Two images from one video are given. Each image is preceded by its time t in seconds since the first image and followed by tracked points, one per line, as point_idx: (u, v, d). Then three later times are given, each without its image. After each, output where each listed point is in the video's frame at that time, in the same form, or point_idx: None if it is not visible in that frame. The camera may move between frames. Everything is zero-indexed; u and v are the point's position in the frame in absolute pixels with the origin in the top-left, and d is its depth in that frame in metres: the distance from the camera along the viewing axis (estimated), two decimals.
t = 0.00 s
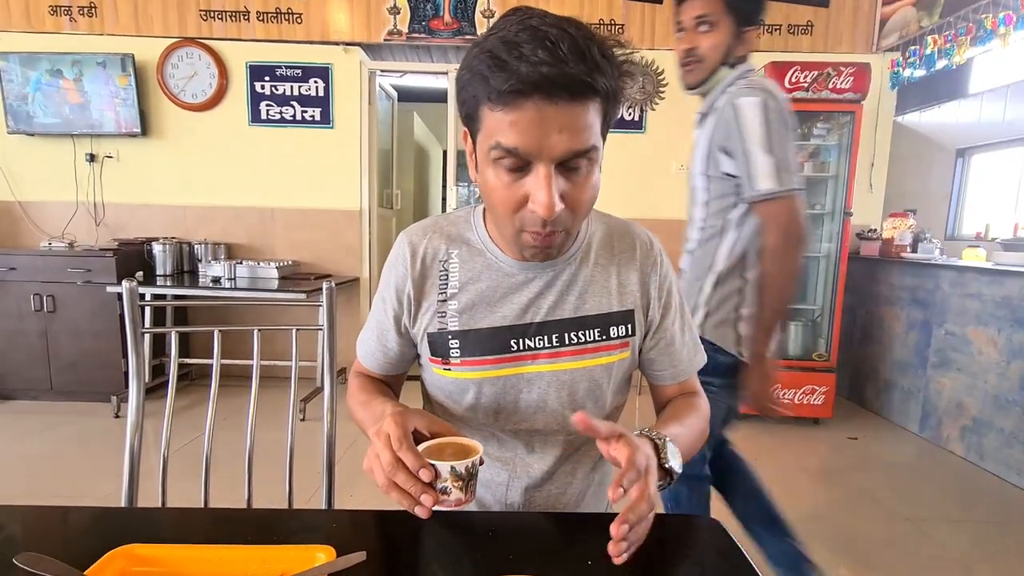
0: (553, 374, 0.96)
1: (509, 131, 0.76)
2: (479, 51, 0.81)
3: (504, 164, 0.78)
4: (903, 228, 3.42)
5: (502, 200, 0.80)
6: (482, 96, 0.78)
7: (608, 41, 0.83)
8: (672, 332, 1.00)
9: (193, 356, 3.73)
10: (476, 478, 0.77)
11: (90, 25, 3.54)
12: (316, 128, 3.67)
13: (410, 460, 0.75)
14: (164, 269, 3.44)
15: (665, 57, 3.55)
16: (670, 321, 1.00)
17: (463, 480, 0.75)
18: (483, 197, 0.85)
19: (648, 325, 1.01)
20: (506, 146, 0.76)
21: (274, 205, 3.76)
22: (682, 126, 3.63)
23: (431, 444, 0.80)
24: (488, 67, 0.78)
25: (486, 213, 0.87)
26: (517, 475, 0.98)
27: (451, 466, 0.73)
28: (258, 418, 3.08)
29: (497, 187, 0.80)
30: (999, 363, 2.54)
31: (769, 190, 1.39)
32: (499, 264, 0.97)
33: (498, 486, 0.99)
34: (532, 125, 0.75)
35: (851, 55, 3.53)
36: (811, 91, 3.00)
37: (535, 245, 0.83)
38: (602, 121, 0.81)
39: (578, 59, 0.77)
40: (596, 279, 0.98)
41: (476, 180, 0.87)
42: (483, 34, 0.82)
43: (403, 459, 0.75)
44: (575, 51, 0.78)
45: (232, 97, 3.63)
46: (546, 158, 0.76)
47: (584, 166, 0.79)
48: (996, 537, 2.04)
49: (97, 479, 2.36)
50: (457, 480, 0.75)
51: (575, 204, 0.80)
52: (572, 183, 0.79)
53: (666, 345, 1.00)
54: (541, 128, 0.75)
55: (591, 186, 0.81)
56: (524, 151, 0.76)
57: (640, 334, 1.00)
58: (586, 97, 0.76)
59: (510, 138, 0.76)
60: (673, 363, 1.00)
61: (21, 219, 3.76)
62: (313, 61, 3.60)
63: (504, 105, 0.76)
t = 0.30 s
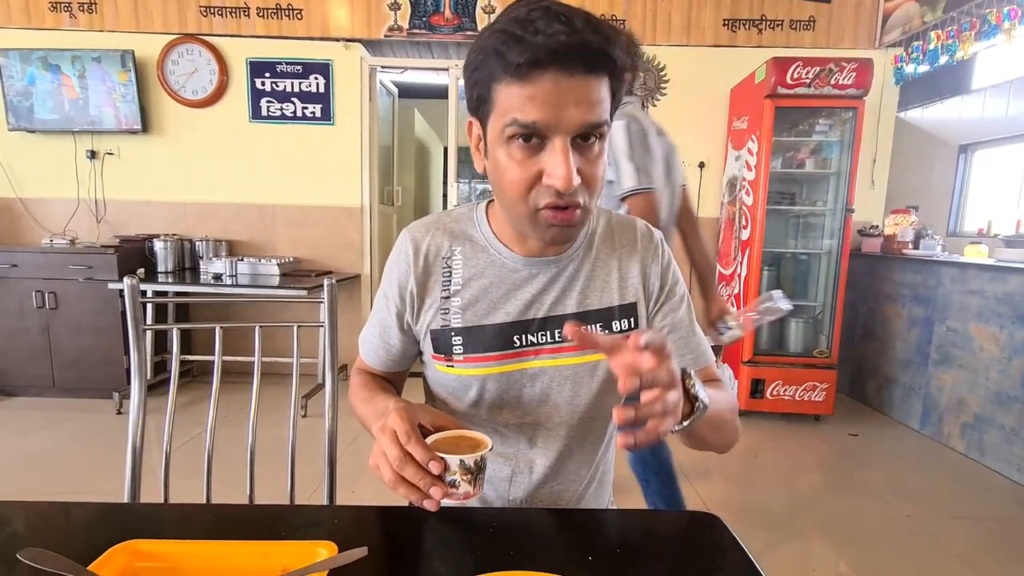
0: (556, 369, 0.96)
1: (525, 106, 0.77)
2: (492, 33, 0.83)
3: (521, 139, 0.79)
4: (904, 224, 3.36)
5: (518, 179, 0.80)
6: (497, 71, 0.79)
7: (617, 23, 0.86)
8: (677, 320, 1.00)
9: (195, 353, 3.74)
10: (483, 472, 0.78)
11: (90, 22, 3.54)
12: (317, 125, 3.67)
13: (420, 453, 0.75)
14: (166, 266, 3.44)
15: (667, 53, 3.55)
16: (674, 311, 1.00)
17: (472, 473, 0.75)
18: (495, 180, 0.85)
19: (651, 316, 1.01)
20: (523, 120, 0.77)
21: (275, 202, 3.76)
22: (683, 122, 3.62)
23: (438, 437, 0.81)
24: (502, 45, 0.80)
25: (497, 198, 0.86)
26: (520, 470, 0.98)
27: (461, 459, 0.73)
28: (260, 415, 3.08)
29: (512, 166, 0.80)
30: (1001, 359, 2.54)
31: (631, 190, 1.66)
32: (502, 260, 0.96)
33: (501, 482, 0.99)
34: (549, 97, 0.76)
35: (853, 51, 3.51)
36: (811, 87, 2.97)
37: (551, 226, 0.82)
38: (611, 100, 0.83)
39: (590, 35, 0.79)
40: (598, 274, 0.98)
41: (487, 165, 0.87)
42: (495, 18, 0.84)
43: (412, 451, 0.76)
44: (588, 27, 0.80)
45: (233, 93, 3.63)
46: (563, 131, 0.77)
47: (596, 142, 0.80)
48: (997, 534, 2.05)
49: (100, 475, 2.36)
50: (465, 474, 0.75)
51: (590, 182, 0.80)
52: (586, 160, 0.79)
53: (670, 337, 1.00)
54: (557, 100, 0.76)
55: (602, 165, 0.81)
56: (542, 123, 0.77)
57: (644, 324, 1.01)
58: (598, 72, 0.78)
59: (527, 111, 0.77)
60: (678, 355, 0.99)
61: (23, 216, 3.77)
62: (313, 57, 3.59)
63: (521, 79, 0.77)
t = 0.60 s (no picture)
0: (556, 367, 0.96)
1: (533, 73, 0.80)
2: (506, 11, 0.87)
3: (527, 109, 0.81)
4: (906, 222, 3.36)
5: (521, 148, 0.81)
6: (507, 41, 0.83)
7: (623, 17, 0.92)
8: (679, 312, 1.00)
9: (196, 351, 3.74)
10: (489, 466, 0.77)
11: (90, 19, 3.53)
12: (317, 122, 3.66)
13: (422, 450, 0.75)
14: (167, 263, 3.44)
15: (668, 50, 3.54)
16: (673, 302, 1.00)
17: (477, 467, 0.75)
18: (498, 155, 0.85)
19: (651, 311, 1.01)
20: (530, 88, 0.80)
21: (276, 200, 3.76)
22: (684, 120, 3.61)
23: (441, 433, 0.80)
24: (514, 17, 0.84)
25: (499, 174, 0.87)
26: (521, 468, 0.98)
27: (466, 453, 0.74)
28: (261, 412, 3.09)
29: (517, 135, 0.81)
30: (1002, 357, 2.53)
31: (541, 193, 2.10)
32: (501, 257, 0.97)
33: (502, 480, 0.99)
34: (557, 63, 0.79)
35: (855, 47, 3.50)
36: (813, 84, 2.96)
37: (549, 199, 0.81)
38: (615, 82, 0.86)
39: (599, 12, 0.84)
40: (598, 270, 0.99)
41: (491, 142, 0.88)
42: None
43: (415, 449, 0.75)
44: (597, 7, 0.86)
45: (233, 91, 3.63)
46: (568, 100, 0.79)
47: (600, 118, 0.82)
48: (997, 531, 2.05)
49: (103, 472, 2.37)
50: (471, 467, 0.75)
51: (592, 158, 0.81)
52: (589, 135, 0.81)
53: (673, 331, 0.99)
54: (564, 68, 0.79)
55: (605, 145, 0.83)
56: (549, 90, 0.79)
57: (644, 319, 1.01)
58: (604, 48, 0.82)
59: (535, 77, 0.79)
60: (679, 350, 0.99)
61: (24, 213, 3.77)
62: (313, 54, 3.59)
63: (530, 47, 0.80)
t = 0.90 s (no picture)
0: (559, 365, 0.96)
1: (536, 67, 0.80)
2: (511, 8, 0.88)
3: (529, 103, 0.81)
4: (908, 219, 3.43)
5: (522, 141, 0.81)
6: (511, 35, 0.83)
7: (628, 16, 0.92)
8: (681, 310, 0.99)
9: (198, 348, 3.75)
10: (489, 457, 0.78)
11: (90, 16, 3.53)
12: (318, 120, 3.66)
13: (422, 445, 0.74)
14: (168, 261, 3.45)
15: (669, 47, 3.53)
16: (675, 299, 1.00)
17: (479, 459, 0.75)
18: (500, 149, 0.86)
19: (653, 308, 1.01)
20: (533, 82, 0.80)
21: (276, 198, 3.75)
22: (685, 117, 3.61)
23: (439, 426, 0.80)
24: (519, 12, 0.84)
25: (501, 169, 0.86)
26: (522, 465, 0.99)
27: (467, 445, 0.73)
28: (263, 409, 3.09)
29: (519, 129, 0.81)
30: (1003, 355, 2.53)
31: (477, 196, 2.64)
32: (503, 255, 0.96)
33: (503, 477, 1.00)
34: (561, 58, 0.79)
35: (857, 44, 3.49)
36: (814, 81, 2.96)
37: (550, 193, 0.81)
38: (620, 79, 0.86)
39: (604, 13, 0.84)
40: (600, 269, 0.98)
41: (494, 136, 0.88)
42: None
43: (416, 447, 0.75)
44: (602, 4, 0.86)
45: (234, 88, 3.62)
46: (571, 94, 0.79)
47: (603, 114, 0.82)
48: (998, 529, 2.05)
49: (105, 469, 2.38)
50: (472, 460, 0.75)
51: (594, 152, 0.81)
52: (591, 130, 0.81)
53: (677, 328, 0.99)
54: (568, 62, 0.79)
55: (607, 141, 0.83)
56: (552, 84, 0.79)
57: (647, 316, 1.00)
58: (609, 44, 0.82)
59: (538, 71, 0.79)
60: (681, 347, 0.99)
61: (25, 211, 3.77)
62: (314, 51, 3.59)
63: (534, 40, 0.80)
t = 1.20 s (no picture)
0: (562, 363, 0.96)
1: (531, 70, 0.79)
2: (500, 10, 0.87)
3: (526, 107, 0.81)
4: (910, 217, 3.40)
5: (520, 146, 0.81)
6: (503, 39, 0.82)
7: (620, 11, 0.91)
8: (681, 316, 1.00)
9: (199, 346, 3.76)
10: (494, 442, 0.78)
11: (92, 14, 3.53)
12: (320, 118, 3.66)
13: (427, 433, 0.74)
14: (170, 259, 3.45)
15: (671, 44, 3.53)
16: (676, 303, 1.00)
17: (483, 443, 0.76)
18: (498, 155, 0.86)
19: (656, 309, 1.01)
20: (528, 87, 0.80)
21: (278, 196, 3.76)
22: (687, 114, 3.60)
23: (443, 414, 0.80)
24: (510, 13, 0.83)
25: (499, 173, 0.87)
26: (525, 463, 0.99)
27: (472, 430, 0.74)
28: (264, 406, 3.10)
29: (517, 133, 0.81)
30: (1005, 353, 2.53)
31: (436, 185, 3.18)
32: (506, 253, 0.96)
33: (505, 475, 1.00)
34: (554, 61, 0.79)
35: (860, 42, 3.49)
36: (817, 78, 2.95)
37: (551, 196, 0.81)
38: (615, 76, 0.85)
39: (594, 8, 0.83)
40: (604, 268, 0.98)
41: (491, 139, 0.88)
42: None
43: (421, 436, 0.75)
44: None
45: (235, 86, 3.62)
46: (567, 97, 0.79)
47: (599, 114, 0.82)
48: (1000, 527, 2.05)
49: (107, 466, 2.39)
50: (477, 444, 0.75)
51: (593, 152, 0.81)
52: (589, 130, 0.81)
53: (677, 331, 0.99)
54: (561, 64, 0.79)
55: (606, 139, 0.83)
56: (547, 87, 0.79)
57: (650, 319, 1.01)
58: (602, 42, 0.81)
59: (532, 75, 0.79)
60: (682, 351, 1.00)
61: (27, 209, 3.77)
62: (315, 49, 3.58)
63: (526, 43, 0.80)
